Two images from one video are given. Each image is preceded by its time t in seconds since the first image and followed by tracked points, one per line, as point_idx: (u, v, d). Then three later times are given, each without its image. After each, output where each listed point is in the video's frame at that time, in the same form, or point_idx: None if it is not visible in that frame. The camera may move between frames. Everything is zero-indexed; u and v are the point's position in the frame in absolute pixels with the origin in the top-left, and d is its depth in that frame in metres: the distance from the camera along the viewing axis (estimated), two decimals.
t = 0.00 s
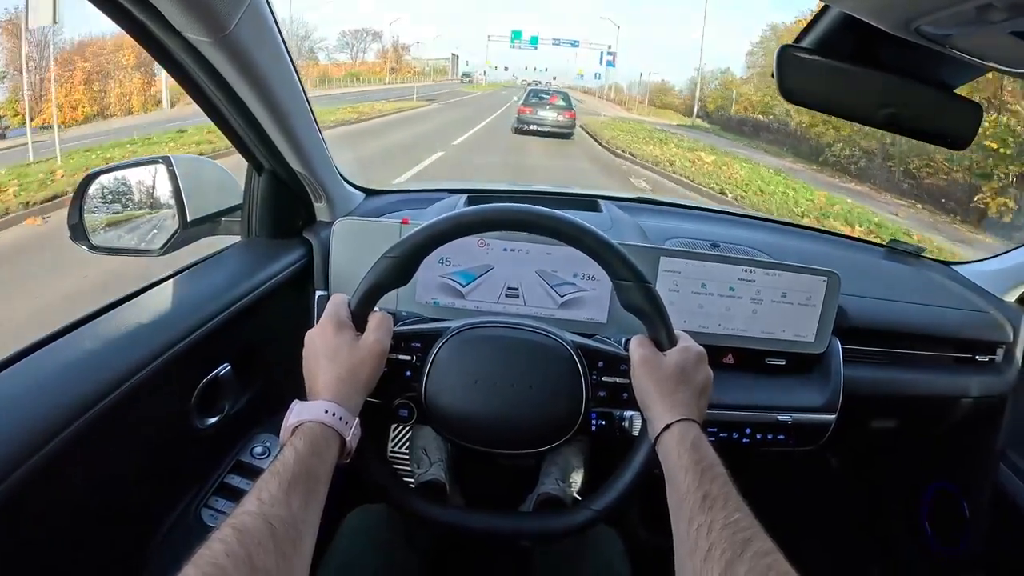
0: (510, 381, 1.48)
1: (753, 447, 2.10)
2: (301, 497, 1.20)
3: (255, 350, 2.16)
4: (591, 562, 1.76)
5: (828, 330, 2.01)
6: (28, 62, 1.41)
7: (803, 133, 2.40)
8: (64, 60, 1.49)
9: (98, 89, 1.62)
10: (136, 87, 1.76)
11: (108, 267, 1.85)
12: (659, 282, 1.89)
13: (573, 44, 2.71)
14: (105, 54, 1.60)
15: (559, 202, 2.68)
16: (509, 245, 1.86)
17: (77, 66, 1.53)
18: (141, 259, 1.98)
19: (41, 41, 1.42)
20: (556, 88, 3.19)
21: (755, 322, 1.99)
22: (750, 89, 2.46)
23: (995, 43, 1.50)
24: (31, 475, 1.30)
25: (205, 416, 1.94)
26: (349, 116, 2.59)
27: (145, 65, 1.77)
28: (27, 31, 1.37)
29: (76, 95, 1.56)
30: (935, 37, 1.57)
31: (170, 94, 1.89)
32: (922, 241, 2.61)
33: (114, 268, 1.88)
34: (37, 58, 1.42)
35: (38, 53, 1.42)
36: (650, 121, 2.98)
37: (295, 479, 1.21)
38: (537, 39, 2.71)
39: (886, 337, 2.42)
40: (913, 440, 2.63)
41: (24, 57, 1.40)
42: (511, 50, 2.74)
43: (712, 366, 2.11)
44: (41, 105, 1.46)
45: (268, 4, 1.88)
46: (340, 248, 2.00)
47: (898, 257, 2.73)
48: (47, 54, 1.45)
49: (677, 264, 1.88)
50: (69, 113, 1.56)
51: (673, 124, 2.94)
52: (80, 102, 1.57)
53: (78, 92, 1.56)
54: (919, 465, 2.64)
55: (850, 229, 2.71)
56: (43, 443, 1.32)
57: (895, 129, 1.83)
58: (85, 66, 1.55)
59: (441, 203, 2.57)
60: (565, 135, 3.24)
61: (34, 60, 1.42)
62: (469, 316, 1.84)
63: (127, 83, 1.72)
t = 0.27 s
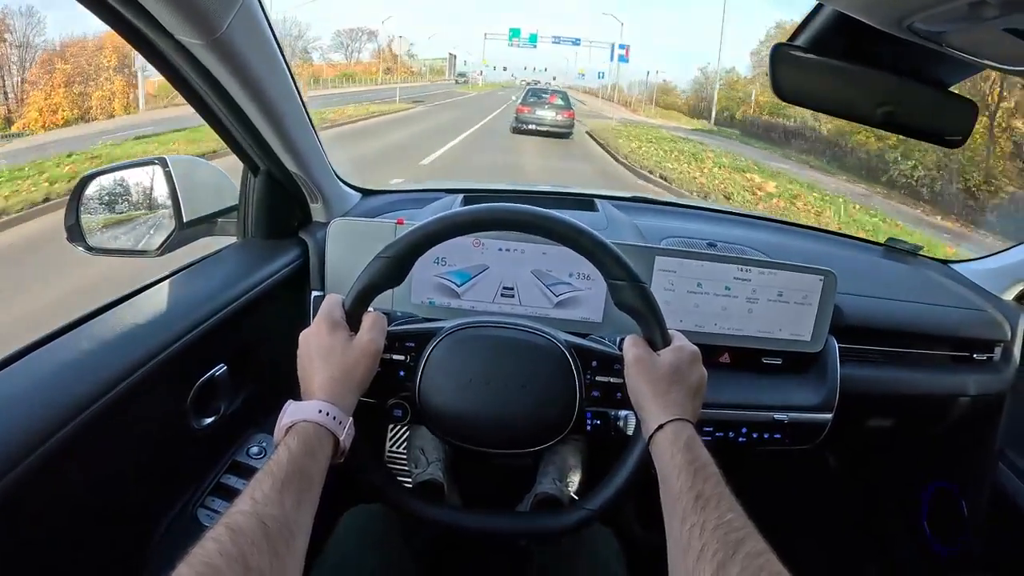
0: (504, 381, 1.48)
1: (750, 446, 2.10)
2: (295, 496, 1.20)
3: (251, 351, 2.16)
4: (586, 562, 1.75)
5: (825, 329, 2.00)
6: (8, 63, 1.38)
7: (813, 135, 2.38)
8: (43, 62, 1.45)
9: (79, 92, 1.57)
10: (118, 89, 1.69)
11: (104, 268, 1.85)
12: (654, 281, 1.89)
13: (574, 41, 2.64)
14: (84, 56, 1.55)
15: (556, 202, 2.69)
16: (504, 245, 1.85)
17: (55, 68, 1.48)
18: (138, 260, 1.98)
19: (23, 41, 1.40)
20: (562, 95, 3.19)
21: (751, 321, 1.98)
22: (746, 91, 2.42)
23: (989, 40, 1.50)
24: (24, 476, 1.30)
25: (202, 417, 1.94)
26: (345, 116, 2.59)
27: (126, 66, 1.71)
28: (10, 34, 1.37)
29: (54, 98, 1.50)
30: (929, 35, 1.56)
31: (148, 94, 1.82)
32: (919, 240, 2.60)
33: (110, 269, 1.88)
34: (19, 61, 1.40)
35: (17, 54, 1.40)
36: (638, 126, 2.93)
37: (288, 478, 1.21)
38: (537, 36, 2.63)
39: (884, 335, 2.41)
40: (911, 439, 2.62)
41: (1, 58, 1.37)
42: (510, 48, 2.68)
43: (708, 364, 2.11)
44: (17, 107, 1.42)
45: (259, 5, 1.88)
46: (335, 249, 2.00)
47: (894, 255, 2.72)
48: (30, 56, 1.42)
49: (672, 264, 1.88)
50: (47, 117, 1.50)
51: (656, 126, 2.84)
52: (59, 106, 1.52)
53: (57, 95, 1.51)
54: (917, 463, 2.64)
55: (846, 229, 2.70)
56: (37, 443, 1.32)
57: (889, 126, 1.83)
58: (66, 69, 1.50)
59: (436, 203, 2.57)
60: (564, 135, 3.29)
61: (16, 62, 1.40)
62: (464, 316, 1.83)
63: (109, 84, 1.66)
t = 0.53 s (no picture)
0: (503, 380, 1.48)
1: (750, 445, 2.10)
2: (292, 496, 1.19)
3: (250, 351, 2.15)
4: (587, 562, 1.75)
5: (825, 327, 2.00)
6: None
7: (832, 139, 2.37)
8: (23, 63, 1.39)
9: (57, 95, 1.51)
10: (99, 91, 1.63)
11: (101, 268, 1.84)
12: (653, 279, 1.88)
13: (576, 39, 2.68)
14: (63, 57, 1.49)
15: (556, 200, 2.67)
16: (502, 244, 1.85)
17: (35, 69, 1.42)
18: (135, 260, 1.97)
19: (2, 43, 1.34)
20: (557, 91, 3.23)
21: (750, 320, 1.98)
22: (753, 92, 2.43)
23: (989, 36, 1.50)
24: (22, 477, 1.29)
25: (200, 417, 1.93)
26: (343, 116, 2.58)
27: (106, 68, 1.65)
28: None
29: (31, 102, 1.44)
30: (928, 31, 1.56)
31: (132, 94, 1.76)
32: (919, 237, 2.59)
33: (108, 269, 1.88)
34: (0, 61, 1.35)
35: None
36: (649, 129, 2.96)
37: (286, 479, 1.20)
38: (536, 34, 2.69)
39: (884, 333, 2.40)
40: (911, 437, 2.62)
41: None
42: (506, 46, 2.73)
43: (708, 363, 2.10)
44: None
45: (255, 5, 1.87)
46: (333, 249, 1.99)
47: (894, 252, 2.72)
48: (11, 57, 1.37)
49: (670, 262, 1.87)
50: (26, 122, 1.44)
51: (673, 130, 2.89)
52: (38, 110, 1.45)
53: (36, 99, 1.44)
54: (917, 460, 2.63)
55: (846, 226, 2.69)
56: (34, 445, 1.31)
57: (889, 122, 1.83)
58: (45, 71, 1.44)
59: (434, 202, 2.56)
60: (563, 135, 3.30)
61: None
62: (463, 315, 1.83)
63: (89, 87, 1.61)
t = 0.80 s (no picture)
0: (501, 380, 1.48)
1: (749, 443, 2.09)
2: (291, 496, 1.19)
3: (249, 352, 2.15)
4: (587, 562, 1.74)
5: (823, 325, 1.99)
6: None
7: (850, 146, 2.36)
8: None
9: (35, 99, 1.47)
10: (77, 95, 1.59)
11: (100, 270, 1.84)
12: (651, 278, 1.88)
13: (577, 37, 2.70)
14: (42, 60, 1.45)
15: (555, 200, 2.67)
16: (501, 244, 1.85)
17: (12, 72, 1.39)
18: (134, 262, 1.97)
19: None
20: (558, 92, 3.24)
21: (749, 318, 1.98)
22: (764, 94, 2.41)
23: (986, 33, 1.50)
24: (21, 479, 1.29)
25: (199, 418, 1.93)
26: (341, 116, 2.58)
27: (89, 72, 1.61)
28: None
29: (10, 106, 1.41)
30: (925, 28, 1.55)
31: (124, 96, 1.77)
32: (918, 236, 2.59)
33: (107, 270, 1.88)
34: None
35: None
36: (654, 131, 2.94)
37: (285, 479, 1.20)
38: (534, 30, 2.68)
39: (883, 331, 2.40)
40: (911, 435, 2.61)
41: None
42: (505, 44, 2.72)
43: (707, 362, 2.10)
44: None
45: (256, 12, 1.87)
46: (331, 249, 1.99)
47: (893, 250, 2.72)
48: None
49: (668, 261, 1.87)
50: (2, 127, 1.41)
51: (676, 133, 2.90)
52: (15, 114, 1.42)
53: (11, 102, 1.40)
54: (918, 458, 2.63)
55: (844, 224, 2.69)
56: (32, 447, 1.31)
57: (887, 119, 1.84)
58: (23, 73, 1.42)
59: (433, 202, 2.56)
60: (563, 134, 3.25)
61: None
62: (461, 315, 1.83)
63: (69, 91, 1.57)
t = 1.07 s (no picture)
0: (502, 380, 1.47)
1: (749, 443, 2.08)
2: (291, 497, 1.19)
3: (248, 353, 2.15)
4: (588, 561, 1.74)
5: (823, 324, 1.99)
6: None
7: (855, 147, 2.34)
8: None
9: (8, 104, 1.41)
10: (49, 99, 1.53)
11: (99, 271, 1.84)
12: (651, 277, 1.88)
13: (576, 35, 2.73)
14: (17, 64, 1.41)
15: (555, 200, 2.67)
16: (500, 244, 1.84)
17: None
18: (133, 263, 1.97)
19: None
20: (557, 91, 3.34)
21: (748, 317, 1.98)
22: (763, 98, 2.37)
23: (985, 33, 1.50)
24: (21, 481, 1.29)
25: (199, 419, 1.93)
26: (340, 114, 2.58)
27: (69, 79, 1.58)
28: None
29: None
30: (924, 27, 1.56)
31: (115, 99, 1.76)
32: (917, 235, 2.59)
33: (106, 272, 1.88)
34: None
35: None
36: (664, 133, 2.91)
37: (285, 480, 1.20)
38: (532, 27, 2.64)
39: (882, 329, 2.40)
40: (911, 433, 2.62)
41: None
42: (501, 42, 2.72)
43: (707, 361, 2.10)
44: None
45: (256, 15, 1.87)
46: (331, 250, 1.99)
47: (891, 249, 2.72)
48: None
49: (668, 260, 1.87)
50: None
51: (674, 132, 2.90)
52: None
53: None
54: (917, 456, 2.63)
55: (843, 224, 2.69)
56: (33, 449, 1.31)
57: (886, 118, 1.84)
58: None
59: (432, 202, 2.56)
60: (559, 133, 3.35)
61: None
62: (461, 315, 1.83)
63: (40, 94, 1.50)
